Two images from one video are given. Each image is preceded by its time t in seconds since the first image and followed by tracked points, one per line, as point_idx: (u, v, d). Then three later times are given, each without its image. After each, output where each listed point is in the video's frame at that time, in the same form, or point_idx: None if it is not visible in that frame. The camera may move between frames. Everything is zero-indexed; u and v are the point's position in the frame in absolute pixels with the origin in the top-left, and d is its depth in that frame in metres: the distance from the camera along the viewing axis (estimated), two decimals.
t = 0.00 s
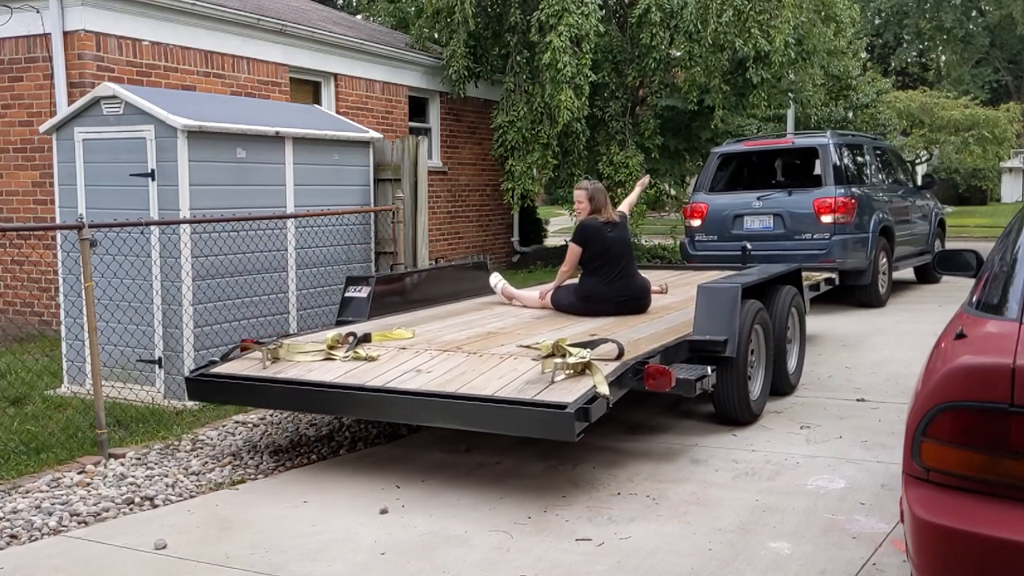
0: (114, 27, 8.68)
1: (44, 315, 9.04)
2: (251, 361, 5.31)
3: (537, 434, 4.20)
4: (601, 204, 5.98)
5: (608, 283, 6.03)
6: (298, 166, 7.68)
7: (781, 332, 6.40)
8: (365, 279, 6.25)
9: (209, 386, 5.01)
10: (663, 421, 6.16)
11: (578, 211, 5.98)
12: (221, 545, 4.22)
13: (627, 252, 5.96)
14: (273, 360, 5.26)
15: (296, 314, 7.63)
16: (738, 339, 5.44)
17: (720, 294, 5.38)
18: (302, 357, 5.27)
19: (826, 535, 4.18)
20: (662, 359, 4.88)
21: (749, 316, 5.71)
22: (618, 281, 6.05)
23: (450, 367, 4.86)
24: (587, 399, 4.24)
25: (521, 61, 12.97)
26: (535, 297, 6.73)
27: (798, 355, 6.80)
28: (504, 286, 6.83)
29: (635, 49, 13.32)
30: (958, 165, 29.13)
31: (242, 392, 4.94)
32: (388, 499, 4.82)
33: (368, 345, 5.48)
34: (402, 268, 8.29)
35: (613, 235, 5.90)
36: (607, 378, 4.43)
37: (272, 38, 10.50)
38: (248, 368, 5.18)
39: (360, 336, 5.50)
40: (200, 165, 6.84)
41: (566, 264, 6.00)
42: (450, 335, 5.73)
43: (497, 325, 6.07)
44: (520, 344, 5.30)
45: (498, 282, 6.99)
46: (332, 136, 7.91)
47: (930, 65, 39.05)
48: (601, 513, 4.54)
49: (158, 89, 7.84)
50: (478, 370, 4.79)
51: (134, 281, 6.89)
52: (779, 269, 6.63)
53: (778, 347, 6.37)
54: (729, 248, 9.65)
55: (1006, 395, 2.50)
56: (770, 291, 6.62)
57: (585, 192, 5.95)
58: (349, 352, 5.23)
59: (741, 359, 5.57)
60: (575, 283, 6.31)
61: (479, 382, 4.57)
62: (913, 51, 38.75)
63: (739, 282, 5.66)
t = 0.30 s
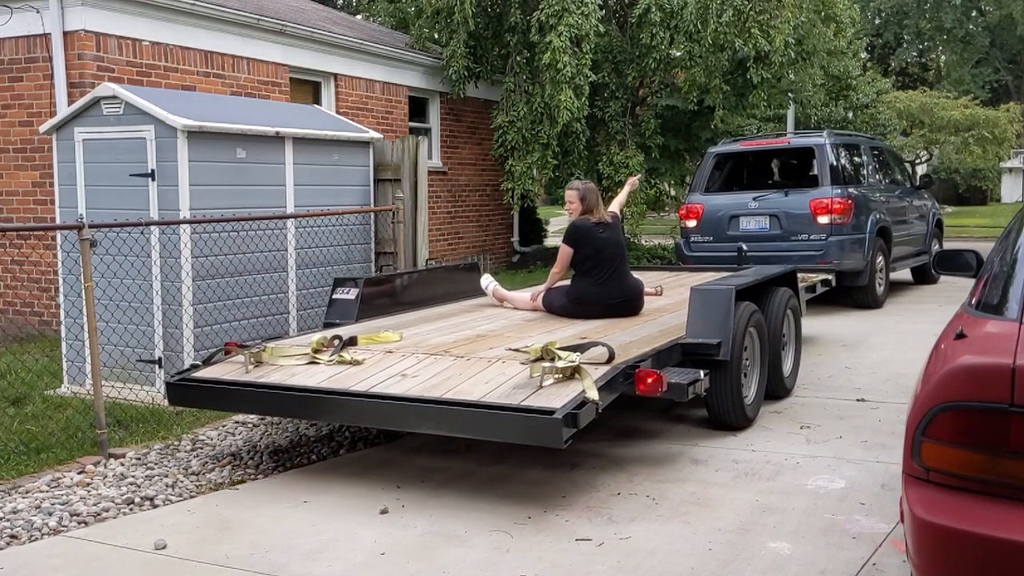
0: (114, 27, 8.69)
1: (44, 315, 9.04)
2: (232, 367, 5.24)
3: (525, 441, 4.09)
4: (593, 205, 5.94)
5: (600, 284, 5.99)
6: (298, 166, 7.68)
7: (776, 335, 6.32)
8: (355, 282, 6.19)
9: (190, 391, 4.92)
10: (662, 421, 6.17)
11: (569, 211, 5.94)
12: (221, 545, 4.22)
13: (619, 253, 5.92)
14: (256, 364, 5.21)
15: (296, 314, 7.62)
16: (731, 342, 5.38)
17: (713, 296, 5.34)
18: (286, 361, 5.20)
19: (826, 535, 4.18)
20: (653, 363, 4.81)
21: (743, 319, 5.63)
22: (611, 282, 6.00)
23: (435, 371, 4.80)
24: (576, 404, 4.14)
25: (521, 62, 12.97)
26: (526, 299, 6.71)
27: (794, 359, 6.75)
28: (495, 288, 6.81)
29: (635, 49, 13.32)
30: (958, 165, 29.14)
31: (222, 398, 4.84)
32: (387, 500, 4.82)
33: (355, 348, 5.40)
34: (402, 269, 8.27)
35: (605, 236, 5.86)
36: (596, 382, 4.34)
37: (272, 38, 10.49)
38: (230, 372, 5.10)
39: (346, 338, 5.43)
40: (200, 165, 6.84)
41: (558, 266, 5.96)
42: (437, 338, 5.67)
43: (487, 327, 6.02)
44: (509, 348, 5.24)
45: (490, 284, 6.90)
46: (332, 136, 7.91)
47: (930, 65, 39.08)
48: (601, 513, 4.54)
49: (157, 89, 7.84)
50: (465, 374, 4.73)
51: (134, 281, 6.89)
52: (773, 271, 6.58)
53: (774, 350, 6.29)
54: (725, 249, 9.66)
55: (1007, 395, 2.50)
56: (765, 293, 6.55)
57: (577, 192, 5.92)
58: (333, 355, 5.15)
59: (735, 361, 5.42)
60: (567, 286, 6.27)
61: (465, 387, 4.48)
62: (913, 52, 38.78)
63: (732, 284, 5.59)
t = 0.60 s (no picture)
0: (114, 27, 8.69)
1: (44, 315, 9.04)
2: (218, 369, 5.20)
3: (514, 446, 4.06)
4: (585, 205, 5.90)
5: (593, 287, 5.97)
6: (298, 166, 7.68)
7: (773, 337, 6.25)
8: (345, 283, 6.18)
9: (177, 395, 4.89)
10: (661, 422, 6.18)
11: (560, 212, 5.90)
12: (221, 545, 4.22)
13: (612, 256, 5.89)
14: (242, 367, 5.15)
15: (295, 314, 7.62)
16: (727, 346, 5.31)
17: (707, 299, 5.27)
18: (273, 364, 5.16)
19: (826, 535, 4.18)
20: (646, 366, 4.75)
21: (739, 321, 5.56)
22: (604, 285, 5.99)
23: (425, 374, 4.75)
24: (566, 410, 4.10)
25: (521, 61, 12.96)
26: (520, 300, 6.71)
27: (791, 360, 6.72)
28: (488, 289, 6.80)
29: (635, 49, 13.32)
30: (958, 165, 29.13)
31: (209, 402, 4.81)
32: (388, 500, 4.82)
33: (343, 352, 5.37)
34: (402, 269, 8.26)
35: (597, 238, 5.84)
36: (588, 387, 4.31)
37: (272, 38, 10.49)
38: (216, 375, 5.06)
39: (334, 342, 5.41)
40: (201, 165, 6.85)
41: (550, 269, 5.95)
42: (427, 340, 5.63)
43: (478, 330, 6.00)
44: (499, 350, 5.21)
45: (483, 285, 6.92)
46: (333, 136, 7.91)
47: (930, 65, 39.10)
48: (601, 513, 4.54)
49: (158, 89, 7.84)
50: (455, 378, 4.69)
51: (134, 281, 6.89)
52: (770, 272, 6.50)
53: (770, 352, 6.23)
54: (721, 249, 9.67)
55: (1006, 395, 2.50)
56: (761, 295, 6.47)
57: (568, 193, 5.89)
58: (321, 358, 5.11)
59: (730, 365, 5.36)
60: (560, 287, 6.26)
61: (454, 391, 4.44)
62: (913, 52, 38.82)
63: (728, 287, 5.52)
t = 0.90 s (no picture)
0: (114, 27, 8.69)
1: (44, 315, 9.04)
2: (205, 372, 5.14)
3: (504, 452, 3.98)
4: (579, 206, 5.88)
5: (588, 289, 5.96)
6: (298, 166, 7.68)
7: (768, 339, 6.19)
8: (336, 284, 6.16)
9: (160, 401, 4.79)
10: (660, 422, 6.18)
11: (554, 213, 5.87)
12: (221, 545, 4.22)
13: (607, 257, 5.87)
14: (230, 371, 5.07)
15: (296, 314, 7.62)
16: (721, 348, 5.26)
17: (704, 301, 5.23)
18: (261, 368, 5.09)
19: (826, 535, 4.18)
20: (640, 369, 4.71)
21: (734, 323, 5.51)
22: (599, 287, 5.97)
23: (413, 380, 4.67)
24: (557, 414, 4.02)
25: (521, 61, 12.96)
26: (514, 302, 6.70)
27: (786, 361, 6.60)
28: (482, 290, 6.79)
29: (635, 49, 13.33)
30: (959, 165, 29.12)
31: (194, 406, 4.72)
32: (387, 500, 4.82)
33: (332, 356, 5.31)
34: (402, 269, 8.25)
35: (591, 240, 5.82)
36: (579, 391, 4.23)
37: (272, 38, 10.49)
38: (201, 380, 4.97)
39: (322, 345, 5.35)
40: (201, 165, 6.84)
41: (544, 270, 5.95)
42: (419, 343, 5.60)
43: (471, 332, 5.97)
44: (491, 353, 5.17)
45: (476, 286, 6.92)
46: (332, 136, 7.91)
47: (930, 64, 39.11)
48: (601, 513, 4.54)
49: (158, 89, 7.84)
50: (446, 379, 4.65)
51: (134, 281, 6.88)
52: (765, 273, 6.42)
53: (765, 354, 6.17)
54: (718, 249, 9.67)
55: (1006, 396, 2.50)
56: (757, 296, 6.40)
57: (561, 193, 5.86)
58: (310, 362, 5.05)
59: (725, 368, 5.31)
60: (555, 288, 6.25)
61: (447, 393, 4.41)
62: (913, 52, 38.87)
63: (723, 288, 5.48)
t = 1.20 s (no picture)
0: (114, 27, 8.69)
1: (44, 315, 9.03)
2: (195, 374, 5.11)
3: (496, 455, 3.96)
4: (574, 206, 5.88)
5: (583, 290, 5.95)
6: (298, 166, 7.68)
7: (765, 340, 6.16)
8: (329, 286, 6.17)
9: (153, 403, 4.78)
10: (660, 422, 6.18)
11: (550, 214, 5.88)
12: (220, 545, 4.22)
13: (602, 257, 5.87)
14: (219, 374, 5.05)
15: (296, 314, 7.62)
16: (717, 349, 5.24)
17: (701, 301, 5.22)
18: (251, 371, 5.05)
19: (826, 535, 4.18)
20: (635, 371, 4.69)
21: (730, 325, 5.48)
22: (595, 287, 5.96)
23: (405, 383, 4.65)
24: (549, 418, 4.01)
25: (521, 61, 12.96)
26: (509, 303, 6.68)
27: (784, 364, 6.59)
28: (477, 291, 6.78)
29: (635, 49, 13.33)
30: (959, 165, 29.10)
31: (186, 411, 4.69)
32: (387, 500, 4.82)
33: (324, 357, 5.28)
34: (402, 268, 8.24)
35: (587, 240, 5.82)
36: (573, 393, 4.21)
37: (272, 38, 10.49)
38: (192, 383, 4.94)
39: (315, 347, 5.32)
40: (201, 165, 6.84)
41: (540, 271, 5.95)
42: (412, 345, 5.57)
43: (465, 333, 5.94)
44: (484, 355, 5.14)
45: (471, 287, 6.90)
46: (332, 136, 7.91)
47: (930, 64, 39.12)
48: (601, 513, 4.54)
49: (158, 89, 7.84)
50: (439, 382, 4.62)
51: (134, 281, 6.88)
52: (762, 275, 6.40)
53: (762, 356, 6.13)
54: (716, 250, 9.67)
55: (1007, 395, 2.50)
56: (754, 298, 6.37)
57: (557, 194, 5.87)
58: (301, 365, 5.02)
59: (721, 369, 5.29)
60: (551, 289, 6.24)
61: (445, 394, 4.41)
62: (913, 52, 38.89)
63: (719, 289, 5.46)
